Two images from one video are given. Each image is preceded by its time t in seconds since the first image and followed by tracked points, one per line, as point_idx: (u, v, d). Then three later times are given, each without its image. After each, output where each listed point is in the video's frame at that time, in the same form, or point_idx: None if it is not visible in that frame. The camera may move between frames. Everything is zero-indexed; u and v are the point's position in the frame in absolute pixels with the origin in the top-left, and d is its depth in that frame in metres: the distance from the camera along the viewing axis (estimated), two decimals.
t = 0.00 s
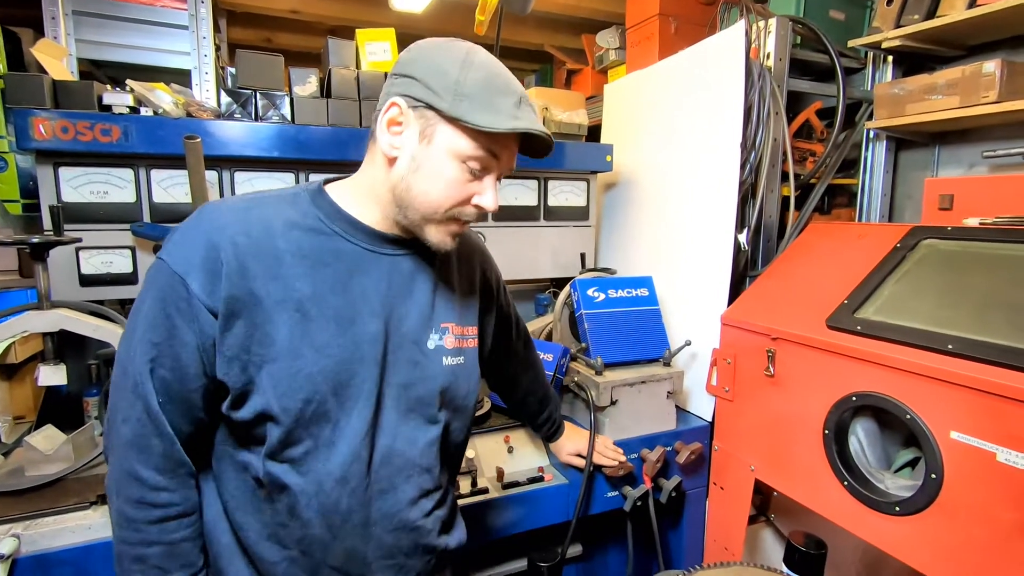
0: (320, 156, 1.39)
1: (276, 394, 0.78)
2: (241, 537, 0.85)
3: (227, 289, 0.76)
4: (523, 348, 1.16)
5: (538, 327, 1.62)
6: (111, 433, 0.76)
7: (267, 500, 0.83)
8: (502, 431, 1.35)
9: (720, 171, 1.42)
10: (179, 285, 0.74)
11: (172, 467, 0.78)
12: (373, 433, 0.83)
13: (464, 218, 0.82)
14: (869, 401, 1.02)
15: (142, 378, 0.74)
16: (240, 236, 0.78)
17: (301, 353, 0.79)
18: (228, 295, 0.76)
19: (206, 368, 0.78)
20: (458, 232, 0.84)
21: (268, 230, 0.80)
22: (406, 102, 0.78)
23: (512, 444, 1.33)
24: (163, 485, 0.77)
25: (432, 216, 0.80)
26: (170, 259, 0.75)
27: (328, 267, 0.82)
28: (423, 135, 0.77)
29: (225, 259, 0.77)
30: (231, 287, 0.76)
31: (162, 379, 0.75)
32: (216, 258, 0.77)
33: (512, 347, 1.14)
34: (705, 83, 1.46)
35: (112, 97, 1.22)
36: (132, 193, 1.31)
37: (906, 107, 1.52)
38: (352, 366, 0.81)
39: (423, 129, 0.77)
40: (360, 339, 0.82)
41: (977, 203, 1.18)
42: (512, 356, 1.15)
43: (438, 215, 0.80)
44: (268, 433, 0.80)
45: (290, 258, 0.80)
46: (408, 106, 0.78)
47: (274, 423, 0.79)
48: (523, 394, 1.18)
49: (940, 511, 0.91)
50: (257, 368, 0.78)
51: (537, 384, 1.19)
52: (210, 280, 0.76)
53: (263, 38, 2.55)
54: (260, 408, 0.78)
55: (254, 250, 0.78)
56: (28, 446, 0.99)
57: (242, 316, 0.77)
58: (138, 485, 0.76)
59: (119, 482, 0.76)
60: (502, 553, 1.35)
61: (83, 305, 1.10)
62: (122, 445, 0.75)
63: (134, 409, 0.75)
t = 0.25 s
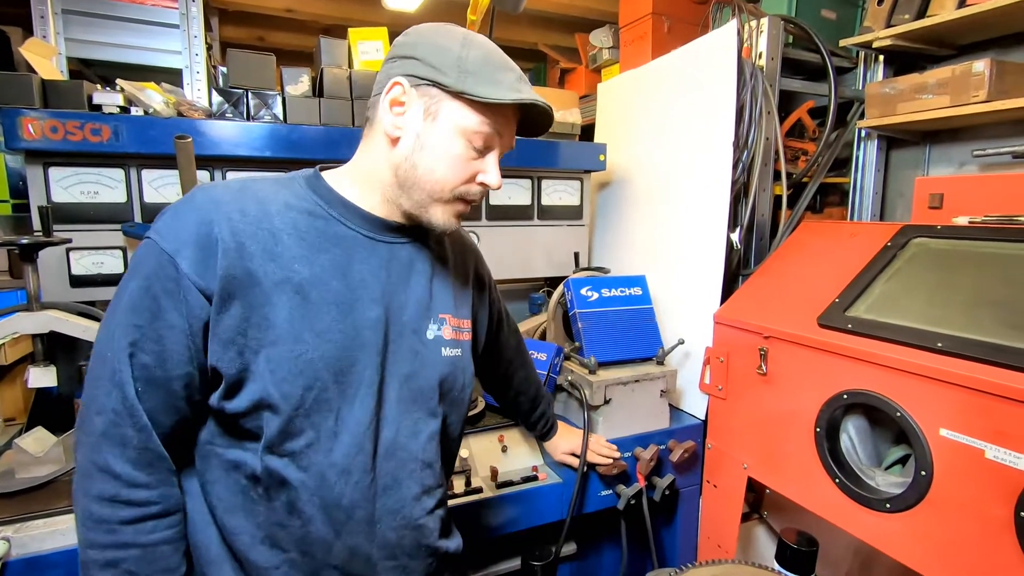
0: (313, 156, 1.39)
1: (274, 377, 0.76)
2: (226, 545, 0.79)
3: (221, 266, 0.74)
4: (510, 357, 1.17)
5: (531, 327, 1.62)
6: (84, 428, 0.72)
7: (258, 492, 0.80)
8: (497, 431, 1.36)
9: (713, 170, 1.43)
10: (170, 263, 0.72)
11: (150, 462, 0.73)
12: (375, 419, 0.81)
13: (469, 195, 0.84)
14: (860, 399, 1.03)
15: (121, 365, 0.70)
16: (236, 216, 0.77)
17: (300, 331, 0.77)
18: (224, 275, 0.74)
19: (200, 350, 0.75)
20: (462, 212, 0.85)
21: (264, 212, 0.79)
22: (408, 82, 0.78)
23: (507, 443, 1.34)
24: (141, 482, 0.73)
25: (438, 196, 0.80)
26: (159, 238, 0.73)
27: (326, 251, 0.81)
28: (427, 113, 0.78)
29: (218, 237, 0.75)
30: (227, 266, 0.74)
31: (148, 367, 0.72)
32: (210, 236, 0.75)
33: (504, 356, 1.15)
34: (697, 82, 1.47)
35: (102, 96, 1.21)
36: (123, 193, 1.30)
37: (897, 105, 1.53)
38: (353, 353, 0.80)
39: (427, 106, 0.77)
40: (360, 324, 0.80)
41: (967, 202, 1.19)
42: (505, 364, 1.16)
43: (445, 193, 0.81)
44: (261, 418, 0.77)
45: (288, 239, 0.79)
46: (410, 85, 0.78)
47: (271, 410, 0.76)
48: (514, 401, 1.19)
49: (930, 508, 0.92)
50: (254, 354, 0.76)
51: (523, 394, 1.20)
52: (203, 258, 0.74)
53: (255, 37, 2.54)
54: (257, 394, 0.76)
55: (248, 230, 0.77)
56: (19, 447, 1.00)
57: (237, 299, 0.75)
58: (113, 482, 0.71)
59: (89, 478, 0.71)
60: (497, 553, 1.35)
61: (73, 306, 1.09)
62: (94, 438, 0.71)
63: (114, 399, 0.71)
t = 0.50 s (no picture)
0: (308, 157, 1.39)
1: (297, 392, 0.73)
2: (228, 564, 0.76)
3: (227, 281, 0.69)
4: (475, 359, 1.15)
5: (525, 329, 1.61)
6: (64, 498, 0.60)
7: (277, 527, 0.76)
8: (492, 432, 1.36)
9: (708, 170, 1.43)
10: (164, 283, 0.64)
11: (153, 521, 0.64)
12: (390, 428, 0.80)
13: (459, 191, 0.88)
14: (854, 399, 1.03)
15: (111, 411, 0.60)
16: (231, 222, 0.72)
17: (314, 343, 0.74)
18: (233, 292, 0.69)
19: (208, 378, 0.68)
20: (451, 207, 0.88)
21: (262, 219, 0.74)
22: (412, 78, 0.76)
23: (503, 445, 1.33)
24: (148, 546, 0.63)
25: (438, 194, 0.83)
26: (142, 255, 0.65)
27: (323, 255, 0.77)
28: (434, 114, 0.78)
29: (217, 248, 0.69)
30: (234, 281, 0.69)
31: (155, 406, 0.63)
32: (205, 248, 0.68)
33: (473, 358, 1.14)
34: (692, 83, 1.47)
35: (95, 98, 1.20)
36: (116, 195, 1.30)
37: (891, 106, 1.53)
38: (364, 361, 0.77)
39: (433, 107, 0.78)
40: (364, 329, 0.78)
41: (960, 202, 1.19)
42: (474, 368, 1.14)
43: (443, 191, 0.83)
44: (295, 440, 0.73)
45: (286, 245, 0.75)
46: (415, 83, 0.76)
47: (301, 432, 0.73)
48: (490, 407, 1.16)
49: (924, 507, 0.93)
50: (270, 376, 0.72)
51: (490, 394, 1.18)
52: (204, 273, 0.68)
53: (249, 38, 2.53)
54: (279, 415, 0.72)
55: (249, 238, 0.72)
56: (11, 451, 0.99)
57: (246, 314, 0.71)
58: (109, 554, 0.60)
59: (75, 556, 0.60)
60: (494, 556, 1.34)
61: (65, 309, 1.09)
62: (79, 505, 0.60)
63: (111, 452, 0.61)
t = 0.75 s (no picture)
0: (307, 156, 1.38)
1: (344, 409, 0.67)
2: None
3: (267, 301, 0.62)
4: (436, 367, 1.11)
5: (525, 329, 1.60)
6: None
7: (323, 557, 0.71)
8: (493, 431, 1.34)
9: (709, 168, 1.42)
10: (197, 310, 0.57)
11: None
12: (410, 434, 0.79)
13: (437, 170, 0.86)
14: (857, 398, 1.02)
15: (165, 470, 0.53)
16: (250, 228, 0.63)
17: (358, 356, 0.69)
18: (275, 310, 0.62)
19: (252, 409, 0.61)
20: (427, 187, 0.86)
21: (288, 227, 0.67)
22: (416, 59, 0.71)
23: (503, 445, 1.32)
24: None
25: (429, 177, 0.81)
26: (161, 279, 0.56)
27: (337, 253, 0.72)
28: (434, 99, 0.76)
29: (250, 263, 0.62)
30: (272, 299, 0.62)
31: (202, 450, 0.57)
32: (228, 265, 0.60)
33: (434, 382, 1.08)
34: (693, 81, 1.46)
35: (92, 97, 1.20)
36: (113, 195, 1.29)
37: (892, 104, 1.52)
38: (388, 361, 0.74)
39: (433, 88, 0.75)
40: (382, 329, 0.74)
41: (963, 200, 1.19)
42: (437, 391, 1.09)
43: (431, 174, 0.82)
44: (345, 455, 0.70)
45: (304, 248, 0.68)
46: (419, 63, 0.72)
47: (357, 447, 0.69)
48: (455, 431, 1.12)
49: (927, 506, 0.92)
50: (315, 398, 0.67)
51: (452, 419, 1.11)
52: (238, 293, 0.60)
53: (248, 37, 2.52)
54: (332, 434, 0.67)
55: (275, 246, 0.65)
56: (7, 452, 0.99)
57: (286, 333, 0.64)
58: None
59: None
60: (494, 556, 1.34)
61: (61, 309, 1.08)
62: None
63: (149, 516, 0.53)
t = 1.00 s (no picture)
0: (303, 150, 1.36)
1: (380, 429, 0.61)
2: None
3: (335, 328, 0.55)
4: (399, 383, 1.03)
5: (527, 326, 1.56)
6: None
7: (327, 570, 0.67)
8: (494, 430, 1.32)
9: (713, 161, 1.39)
10: (266, 340, 0.50)
11: None
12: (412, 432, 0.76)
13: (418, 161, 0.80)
14: (866, 395, 0.99)
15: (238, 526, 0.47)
16: (301, 236, 0.55)
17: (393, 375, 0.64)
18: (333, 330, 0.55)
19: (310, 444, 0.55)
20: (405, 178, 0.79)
21: (336, 239, 0.60)
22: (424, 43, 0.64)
23: (504, 443, 1.30)
24: None
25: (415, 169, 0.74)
26: (225, 307, 0.48)
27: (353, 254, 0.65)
28: (434, 88, 0.70)
29: (319, 283, 0.54)
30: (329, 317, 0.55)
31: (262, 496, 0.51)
32: (290, 283, 0.52)
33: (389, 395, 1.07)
34: (697, 73, 1.44)
35: (84, 90, 1.18)
36: (107, 190, 1.27)
37: (900, 96, 1.49)
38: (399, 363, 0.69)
39: (433, 77, 0.69)
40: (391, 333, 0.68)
41: (974, 192, 1.16)
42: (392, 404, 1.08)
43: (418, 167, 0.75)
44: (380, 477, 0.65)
45: (338, 252, 0.61)
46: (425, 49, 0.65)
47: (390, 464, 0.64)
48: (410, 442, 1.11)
49: (938, 507, 0.89)
50: (364, 420, 0.60)
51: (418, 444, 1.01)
52: (307, 319, 0.54)
53: (247, 33, 2.51)
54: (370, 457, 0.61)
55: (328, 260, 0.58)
56: None
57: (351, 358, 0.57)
58: None
59: None
60: (495, 557, 1.32)
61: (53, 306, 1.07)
62: None
63: None
